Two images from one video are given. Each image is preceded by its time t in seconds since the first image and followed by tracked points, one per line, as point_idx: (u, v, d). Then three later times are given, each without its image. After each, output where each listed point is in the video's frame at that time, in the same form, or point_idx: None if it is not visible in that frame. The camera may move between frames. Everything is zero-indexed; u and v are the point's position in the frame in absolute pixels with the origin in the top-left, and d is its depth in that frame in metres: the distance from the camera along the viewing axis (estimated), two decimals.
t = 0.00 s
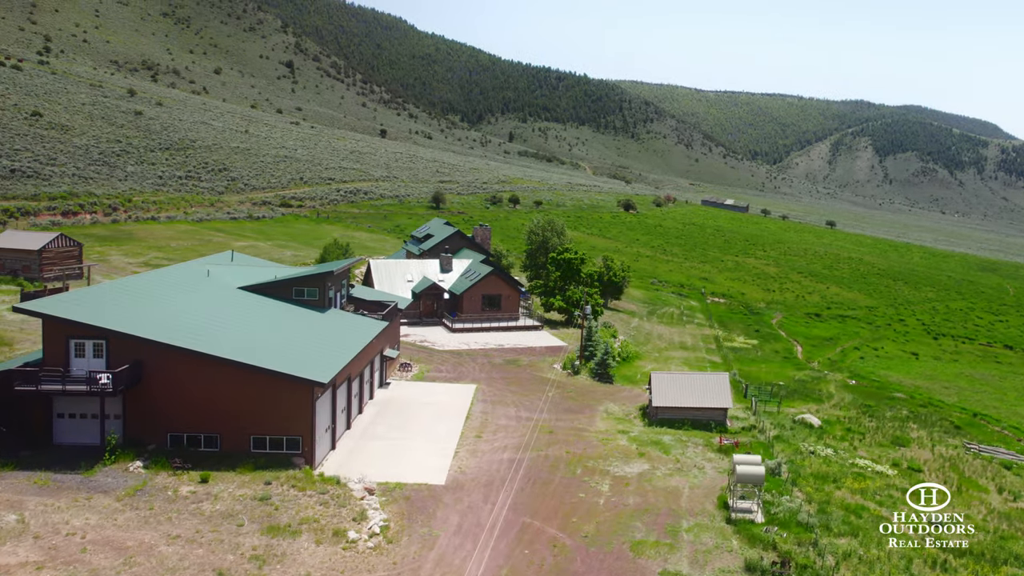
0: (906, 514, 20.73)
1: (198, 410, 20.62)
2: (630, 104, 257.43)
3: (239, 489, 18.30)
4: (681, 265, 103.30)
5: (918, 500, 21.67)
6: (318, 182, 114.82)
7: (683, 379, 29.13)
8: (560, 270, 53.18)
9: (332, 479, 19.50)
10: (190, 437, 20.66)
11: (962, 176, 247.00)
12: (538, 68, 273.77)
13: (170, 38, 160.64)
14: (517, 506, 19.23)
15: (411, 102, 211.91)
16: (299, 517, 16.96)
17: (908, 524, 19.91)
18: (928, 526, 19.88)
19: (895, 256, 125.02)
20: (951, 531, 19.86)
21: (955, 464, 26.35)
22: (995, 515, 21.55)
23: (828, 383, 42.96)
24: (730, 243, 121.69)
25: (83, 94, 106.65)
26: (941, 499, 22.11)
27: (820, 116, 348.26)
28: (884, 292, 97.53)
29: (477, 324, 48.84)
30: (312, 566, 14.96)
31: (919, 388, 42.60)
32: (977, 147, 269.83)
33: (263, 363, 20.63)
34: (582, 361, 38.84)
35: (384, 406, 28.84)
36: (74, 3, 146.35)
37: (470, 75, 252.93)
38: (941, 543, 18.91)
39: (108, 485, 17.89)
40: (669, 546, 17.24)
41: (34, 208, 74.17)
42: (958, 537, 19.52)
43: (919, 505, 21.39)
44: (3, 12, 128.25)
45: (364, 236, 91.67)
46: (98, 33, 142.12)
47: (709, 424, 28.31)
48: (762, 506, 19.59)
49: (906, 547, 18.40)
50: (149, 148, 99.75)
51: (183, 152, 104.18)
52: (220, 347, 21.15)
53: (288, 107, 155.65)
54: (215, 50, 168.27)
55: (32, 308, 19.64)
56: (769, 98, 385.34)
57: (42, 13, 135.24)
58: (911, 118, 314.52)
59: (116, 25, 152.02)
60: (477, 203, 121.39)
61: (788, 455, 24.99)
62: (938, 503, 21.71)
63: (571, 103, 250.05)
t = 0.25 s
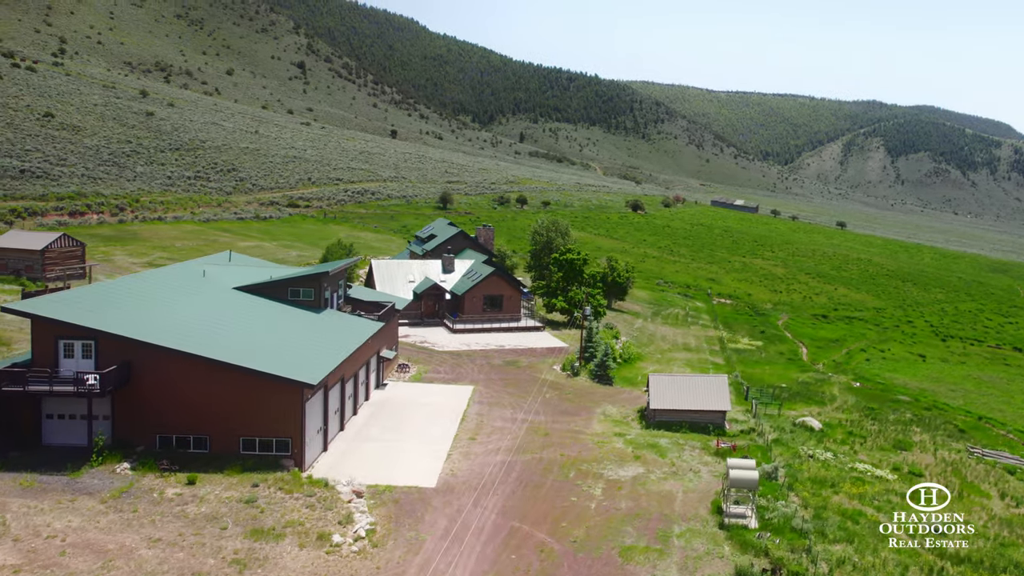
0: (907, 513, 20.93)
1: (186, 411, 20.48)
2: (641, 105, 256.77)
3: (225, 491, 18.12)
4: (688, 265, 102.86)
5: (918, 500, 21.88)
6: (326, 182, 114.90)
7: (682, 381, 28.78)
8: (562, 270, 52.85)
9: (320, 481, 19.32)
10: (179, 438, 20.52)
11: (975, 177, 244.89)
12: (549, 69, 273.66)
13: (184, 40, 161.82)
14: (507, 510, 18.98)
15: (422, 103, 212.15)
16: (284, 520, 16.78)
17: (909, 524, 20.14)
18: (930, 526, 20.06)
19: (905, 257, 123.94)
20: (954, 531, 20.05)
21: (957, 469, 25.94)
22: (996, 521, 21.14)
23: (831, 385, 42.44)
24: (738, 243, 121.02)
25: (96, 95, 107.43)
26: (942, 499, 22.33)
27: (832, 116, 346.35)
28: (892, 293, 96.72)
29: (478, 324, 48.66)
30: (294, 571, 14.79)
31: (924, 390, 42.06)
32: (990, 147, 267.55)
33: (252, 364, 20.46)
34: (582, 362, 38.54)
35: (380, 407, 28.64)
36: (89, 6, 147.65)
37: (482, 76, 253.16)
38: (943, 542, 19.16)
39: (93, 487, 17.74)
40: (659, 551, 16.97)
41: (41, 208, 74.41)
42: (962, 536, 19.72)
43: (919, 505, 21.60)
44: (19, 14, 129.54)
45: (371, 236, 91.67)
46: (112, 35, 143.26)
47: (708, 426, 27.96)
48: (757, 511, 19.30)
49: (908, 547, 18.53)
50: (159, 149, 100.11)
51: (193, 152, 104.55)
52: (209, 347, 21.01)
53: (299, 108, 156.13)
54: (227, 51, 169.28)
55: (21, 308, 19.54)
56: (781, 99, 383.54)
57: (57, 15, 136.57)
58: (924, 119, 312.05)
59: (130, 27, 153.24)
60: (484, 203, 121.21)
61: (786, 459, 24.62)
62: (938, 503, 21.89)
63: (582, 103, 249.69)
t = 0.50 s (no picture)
0: (906, 513, 21.00)
1: (176, 412, 20.35)
2: (653, 105, 256.19)
3: (211, 493, 17.95)
4: (695, 266, 102.45)
5: (918, 500, 21.98)
6: (334, 182, 114.93)
7: (680, 383, 28.43)
8: (565, 271, 52.56)
9: (308, 483, 19.14)
10: (168, 439, 20.40)
11: (988, 178, 242.85)
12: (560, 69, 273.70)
13: (196, 41, 162.81)
14: (496, 513, 18.73)
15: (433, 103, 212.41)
16: (268, 523, 16.58)
17: (909, 524, 20.21)
18: (931, 526, 20.19)
19: (916, 258, 122.84)
20: (954, 531, 20.17)
21: (959, 474, 25.53)
22: (998, 527, 20.72)
23: (835, 388, 41.91)
24: (746, 244, 120.40)
25: (108, 96, 108.19)
26: (940, 499, 22.46)
27: (844, 116, 344.39)
28: (900, 294, 95.88)
29: (480, 325, 48.49)
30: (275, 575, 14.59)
31: (929, 393, 41.52)
32: (1003, 148, 265.30)
33: (241, 365, 20.32)
34: (582, 364, 38.23)
35: (374, 409, 28.47)
36: (104, 8, 148.97)
37: (493, 76, 253.27)
38: (945, 542, 19.22)
39: (78, 488, 17.59)
40: (649, 557, 16.70)
41: (48, 208, 74.53)
42: (964, 537, 19.77)
43: (919, 505, 21.69)
44: (35, 15, 130.69)
45: (377, 236, 91.64)
46: (127, 36, 144.58)
47: (706, 430, 27.61)
48: (751, 516, 18.98)
49: (909, 547, 18.64)
50: (170, 149, 100.45)
51: (203, 153, 104.93)
52: (199, 348, 20.90)
53: (310, 108, 156.59)
54: (240, 52, 170.28)
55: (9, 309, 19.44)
56: (794, 99, 381.80)
57: (73, 17, 137.73)
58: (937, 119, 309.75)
59: (144, 29, 154.30)
60: (492, 204, 121.07)
61: (784, 463, 24.27)
62: (938, 503, 21.99)
63: (594, 104, 249.43)
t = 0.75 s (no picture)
0: (905, 512, 21.09)
1: (164, 414, 20.20)
2: (664, 106, 255.39)
3: (197, 495, 17.78)
4: (702, 267, 101.86)
5: (918, 500, 22.09)
6: (343, 183, 114.88)
7: (677, 386, 28.11)
8: (567, 272, 52.25)
9: (295, 485, 18.95)
10: (156, 440, 20.25)
11: (1001, 179, 240.57)
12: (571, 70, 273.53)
13: (209, 43, 163.69)
14: (485, 517, 18.50)
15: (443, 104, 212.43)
16: (252, 526, 16.38)
17: (909, 524, 20.27)
18: (931, 526, 20.27)
19: (927, 259, 121.65)
20: (953, 531, 20.25)
21: (960, 478, 25.11)
22: (998, 534, 20.34)
23: (838, 390, 41.39)
24: (754, 245, 119.65)
25: (120, 97, 108.90)
26: (941, 499, 22.55)
27: (856, 116, 342.09)
28: (909, 296, 94.90)
29: (481, 326, 48.26)
30: None
31: (934, 396, 40.93)
32: (1017, 149, 262.80)
33: (230, 366, 20.19)
34: (582, 365, 37.90)
35: (369, 411, 28.28)
36: (118, 10, 150.16)
37: (505, 77, 253.35)
38: (945, 542, 19.28)
39: (63, 490, 17.44)
40: (637, 563, 16.42)
41: (55, 209, 74.67)
42: (964, 537, 19.89)
43: (919, 505, 21.79)
44: (50, 17, 131.73)
45: (383, 237, 91.49)
46: (140, 38, 145.73)
47: (703, 433, 27.27)
48: (745, 522, 18.66)
49: (908, 546, 18.73)
50: (179, 150, 100.79)
51: (212, 153, 105.25)
52: (189, 349, 20.78)
53: (321, 109, 156.95)
54: (252, 53, 171.15)
55: None
56: (806, 100, 379.74)
57: (87, 19, 138.86)
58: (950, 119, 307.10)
59: (158, 31, 155.31)
60: (499, 204, 120.77)
61: (782, 467, 23.91)
62: (938, 503, 22.06)
63: (605, 104, 248.99)
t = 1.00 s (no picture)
0: (906, 512, 21.24)
1: (153, 414, 20.05)
2: (675, 107, 254.44)
3: (182, 498, 17.58)
4: (709, 267, 101.29)
5: (918, 500, 22.21)
6: (350, 183, 114.61)
7: (675, 388, 27.79)
8: (569, 273, 51.96)
9: (282, 488, 18.72)
10: (145, 442, 20.11)
11: (1015, 179, 238.23)
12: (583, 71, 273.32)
13: (222, 44, 164.58)
14: (473, 521, 18.25)
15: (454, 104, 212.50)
16: (235, 529, 16.19)
17: (909, 524, 20.37)
18: (930, 526, 20.42)
19: (938, 260, 120.45)
20: (953, 531, 20.40)
21: (962, 484, 24.66)
22: (998, 541, 19.94)
23: (842, 393, 40.80)
24: (763, 245, 118.90)
25: (132, 98, 109.53)
26: (941, 499, 22.65)
27: (868, 117, 339.74)
28: (917, 297, 93.97)
29: (483, 326, 48.07)
30: None
31: (939, 399, 40.35)
32: None
33: (219, 367, 20.03)
34: (581, 367, 37.53)
35: (363, 412, 28.10)
36: (132, 11, 151.28)
37: (516, 77, 253.31)
38: (944, 543, 19.36)
39: (47, 492, 17.28)
40: (625, 570, 16.17)
41: (62, 208, 74.76)
42: (963, 536, 20.05)
43: (919, 505, 21.92)
44: (65, 19, 132.99)
45: (389, 237, 91.33)
46: (154, 39, 146.95)
47: (700, 436, 26.91)
48: (738, 527, 18.41)
49: (908, 546, 18.83)
50: (189, 150, 101.08)
51: (222, 153, 105.53)
52: (176, 350, 20.59)
53: (332, 110, 157.26)
54: (264, 54, 171.86)
55: None
56: (818, 100, 377.56)
57: (102, 21, 140.09)
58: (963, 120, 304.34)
59: (171, 32, 156.27)
60: (506, 204, 120.49)
61: (779, 471, 23.55)
62: (938, 503, 22.21)
63: (616, 105, 248.45)
